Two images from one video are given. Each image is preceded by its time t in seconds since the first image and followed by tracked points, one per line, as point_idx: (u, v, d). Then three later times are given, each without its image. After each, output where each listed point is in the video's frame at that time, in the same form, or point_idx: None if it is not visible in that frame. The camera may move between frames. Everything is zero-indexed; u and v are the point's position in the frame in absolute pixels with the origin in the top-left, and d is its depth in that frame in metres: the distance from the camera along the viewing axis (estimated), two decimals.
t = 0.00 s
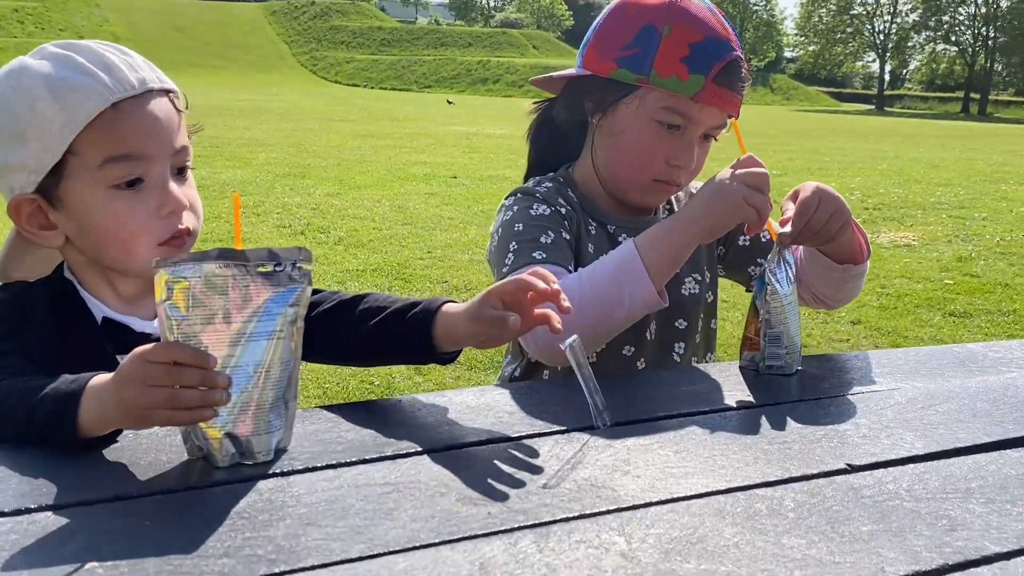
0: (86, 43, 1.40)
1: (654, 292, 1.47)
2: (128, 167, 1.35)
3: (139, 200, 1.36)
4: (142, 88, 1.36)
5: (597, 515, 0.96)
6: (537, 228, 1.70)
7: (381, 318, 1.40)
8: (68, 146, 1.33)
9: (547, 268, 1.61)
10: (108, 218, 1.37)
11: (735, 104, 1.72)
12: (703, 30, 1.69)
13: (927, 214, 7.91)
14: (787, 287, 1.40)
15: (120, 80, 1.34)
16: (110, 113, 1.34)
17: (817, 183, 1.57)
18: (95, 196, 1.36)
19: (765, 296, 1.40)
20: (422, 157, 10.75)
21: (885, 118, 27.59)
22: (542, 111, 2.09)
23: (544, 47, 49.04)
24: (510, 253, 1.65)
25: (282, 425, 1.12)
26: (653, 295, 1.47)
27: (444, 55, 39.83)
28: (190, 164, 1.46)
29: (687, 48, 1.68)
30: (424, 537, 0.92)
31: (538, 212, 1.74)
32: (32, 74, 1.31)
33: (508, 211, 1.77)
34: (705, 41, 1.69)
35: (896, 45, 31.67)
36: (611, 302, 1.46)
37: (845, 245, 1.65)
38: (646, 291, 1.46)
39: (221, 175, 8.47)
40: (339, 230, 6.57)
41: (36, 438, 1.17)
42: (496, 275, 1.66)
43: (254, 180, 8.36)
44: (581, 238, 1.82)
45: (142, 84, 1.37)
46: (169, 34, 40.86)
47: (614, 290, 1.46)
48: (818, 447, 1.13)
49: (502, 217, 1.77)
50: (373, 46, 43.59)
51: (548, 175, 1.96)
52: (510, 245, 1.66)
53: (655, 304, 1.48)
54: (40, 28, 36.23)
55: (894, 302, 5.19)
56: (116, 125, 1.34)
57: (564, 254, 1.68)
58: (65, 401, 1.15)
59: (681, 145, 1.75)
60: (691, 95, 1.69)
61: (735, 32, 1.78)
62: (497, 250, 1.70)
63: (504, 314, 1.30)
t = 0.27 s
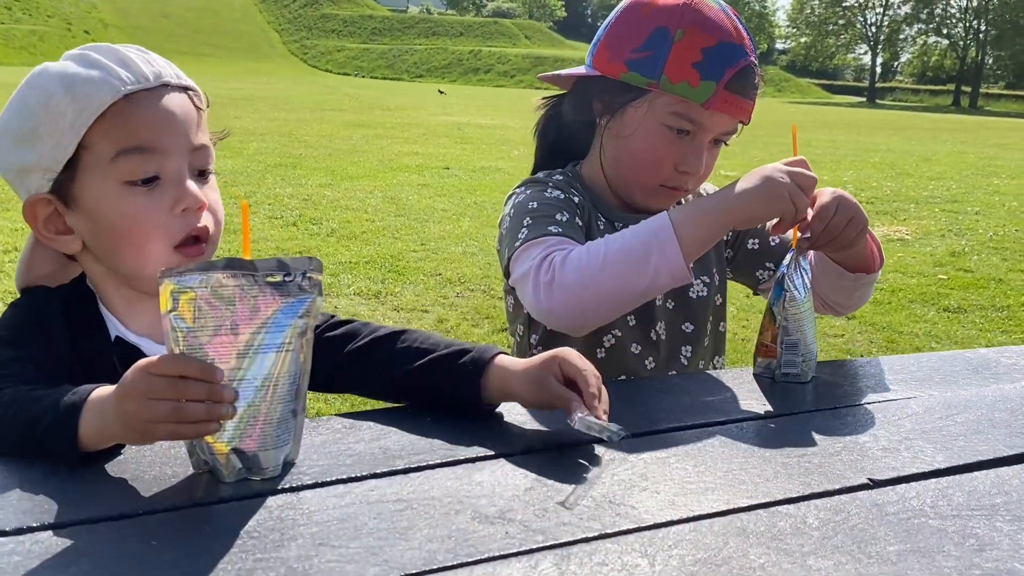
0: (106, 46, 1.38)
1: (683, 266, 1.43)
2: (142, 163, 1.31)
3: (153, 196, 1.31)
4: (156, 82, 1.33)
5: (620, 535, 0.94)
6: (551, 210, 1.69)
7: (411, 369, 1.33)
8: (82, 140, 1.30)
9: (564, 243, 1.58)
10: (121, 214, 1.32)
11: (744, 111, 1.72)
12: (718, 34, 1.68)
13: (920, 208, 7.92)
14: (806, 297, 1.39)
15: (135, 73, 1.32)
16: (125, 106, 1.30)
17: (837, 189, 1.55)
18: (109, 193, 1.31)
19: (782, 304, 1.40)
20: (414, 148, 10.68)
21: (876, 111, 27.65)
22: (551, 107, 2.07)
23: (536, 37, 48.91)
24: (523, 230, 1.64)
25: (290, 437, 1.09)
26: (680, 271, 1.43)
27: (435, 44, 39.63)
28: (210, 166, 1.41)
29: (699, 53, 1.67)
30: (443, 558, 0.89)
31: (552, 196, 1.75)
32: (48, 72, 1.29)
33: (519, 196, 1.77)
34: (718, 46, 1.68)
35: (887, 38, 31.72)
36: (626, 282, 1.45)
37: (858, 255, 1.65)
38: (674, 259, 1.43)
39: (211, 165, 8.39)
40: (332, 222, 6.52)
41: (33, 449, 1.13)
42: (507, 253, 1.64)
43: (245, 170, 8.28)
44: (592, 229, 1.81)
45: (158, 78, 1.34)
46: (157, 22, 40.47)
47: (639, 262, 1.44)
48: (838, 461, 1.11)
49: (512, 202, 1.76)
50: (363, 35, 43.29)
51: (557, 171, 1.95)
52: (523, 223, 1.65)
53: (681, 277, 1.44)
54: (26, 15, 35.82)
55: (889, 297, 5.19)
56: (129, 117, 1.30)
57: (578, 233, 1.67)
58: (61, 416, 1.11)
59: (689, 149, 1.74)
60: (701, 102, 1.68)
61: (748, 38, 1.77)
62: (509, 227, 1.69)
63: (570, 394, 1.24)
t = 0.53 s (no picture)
0: (121, 46, 1.35)
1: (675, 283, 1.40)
2: (153, 165, 1.28)
3: (163, 200, 1.28)
4: (172, 86, 1.31)
5: (621, 546, 0.91)
6: (546, 209, 1.67)
7: (414, 381, 1.30)
8: (92, 138, 1.25)
9: (557, 248, 1.56)
10: (127, 217, 1.28)
11: (745, 104, 1.69)
12: (716, 28, 1.66)
13: (914, 205, 7.92)
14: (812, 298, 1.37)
15: (153, 76, 1.29)
16: (141, 107, 1.28)
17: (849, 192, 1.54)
18: (116, 194, 1.28)
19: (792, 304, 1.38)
20: (407, 141, 10.62)
21: (869, 107, 27.70)
22: (544, 106, 2.04)
23: (530, 31, 48.77)
24: (517, 230, 1.62)
25: (282, 444, 1.05)
26: (673, 287, 1.41)
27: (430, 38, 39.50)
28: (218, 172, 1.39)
29: (698, 47, 1.65)
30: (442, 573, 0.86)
31: (547, 196, 1.73)
32: (62, 69, 1.25)
33: (513, 195, 1.75)
34: (717, 40, 1.65)
35: (881, 34, 31.78)
36: (615, 301, 1.43)
37: (866, 259, 1.64)
38: (666, 275, 1.39)
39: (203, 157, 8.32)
40: (325, 216, 6.47)
41: (17, 455, 1.10)
42: (501, 254, 1.62)
43: (237, 163, 8.22)
44: (587, 229, 1.80)
45: (173, 83, 1.32)
46: (150, 14, 40.25)
47: (631, 276, 1.41)
48: (844, 469, 1.09)
49: (507, 200, 1.75)
50: (357, 28, 43.12)
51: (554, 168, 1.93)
52: (518, 223, 1.64)
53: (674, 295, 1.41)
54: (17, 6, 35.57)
55: (883, 295, 5.18)
56: (146, 119, 1.27)
57: (572, 235, 1.65)
58: (45, 421, 1.09)
59: (689, 145, 1.71)
60: (701, 97, 1.65)
61: (747, 33, 1.75)
62: (502, 229, 1.67)
63: (581, 418, 1.19)
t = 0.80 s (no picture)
0: (139, 48, 1.32)
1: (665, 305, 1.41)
2: (164, 174, 1.24)
3: (172, 209, 1.24)
4: (188, 91, 1.27)
5: (629, 561, 0.89)
6: (540, 218, 1.64)
7: (412, 390, 1.29)
8: (103, 144, 1.23)
9: (550, 262, 1.54)
10: (136, 225, 1.25)
11: (741, 97, 1.68)
12: (710, 20, 1.66)
13: (912, 203, 7.91)
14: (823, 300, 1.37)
15: (167, 79, 1.26)
16: (153, 112, 1.24)
17: (867, 205, 1.65)
18: (125, 201, 1.24)
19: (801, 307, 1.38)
20: (404, 137, 10.58)
21: (867, 104, 27.69)
22: (538, 110, 2.02)
23: (527, 28, 48.66)
24: (510, 243, 1.59)
25: (281, 452, 1.02)
26: (663, 311, 1.41)
27: (427, 34, 39.38)
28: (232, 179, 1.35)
29: (694, 40, 1.64)
30: None
31: (541, 203, 1.69)
32: (77, 72, 1.23)
33: (507, 204, 1.72)
34: (713, 32, 1.65)
35: (879, 31, 31.77)
36: (608, 319, 1.43)
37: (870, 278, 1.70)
38: (657, 299, 1.39)
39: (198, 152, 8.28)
40: (322, 212, 6.43)
41: (11, 462, 1.07)
42: (495, 267, 1.60)
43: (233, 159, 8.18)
44: (583, 235, 1.76)
45: (189, 86, 1.27)
46: (146, 8, 40.09)
47: (622, 299, 1.41)
48: (854, 478, 1.07)
49: (501, 210, 1.72)
50: (354, 24, 42.98)
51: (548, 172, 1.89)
52: (511, 234, 1.61)
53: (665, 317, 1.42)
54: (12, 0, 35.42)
55: (882, 294, 5.16)
56: (160, 124, 1.23)
57: (567, 245, 1.62)
58: (42, 428, 1.06)
59: (687, 141, 1.69)
60: (699, 90, 1.64)
61: (741, 25, 1.75)
62: (496, 240, 1.65)
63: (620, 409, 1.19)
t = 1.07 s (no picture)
0: (136, 46, 1.31)
1: (663, 308, 1.41)
2: (164, 178, 1.23)
3: (171, 214, 1.23)
4: (188, 92, 1.26)
5: (627, 562, 0.88)
6: (536, 221, 1.64)
7: (407, 384, 1.29)
8: (103, 146, 1.22)
9: (546, 267, 1.53)
10: (136, 228, 1.25)
11: (735, 98, 1.67)
12: (703, 20, 1.65)
13: (912, 202, 7.89)
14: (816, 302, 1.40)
15: (167, 81, 1.25)
16: (153, 115, 1.23)
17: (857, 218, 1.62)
18: (125, 204, 1.24)
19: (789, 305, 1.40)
20: (405, 135, 10.57)
21: (867, 104, 27.67)
22: (534, 108, 2.01)
23: (527, 26, 48.62)
24: (507, 246, 1.59)
25: (278, 451, 1.02)
26: (661, 313, 1.41)
27: (427, 31, 39.33)
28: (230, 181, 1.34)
29: (687, 40, 1.63)
30: None
31: (536, 205, 1.68)
32: (75, 72, 1.22)
33: (504, 206, 1.71)
34: (705, 32, 1.64)
35: (879, 31, 31.74)
36: (607, 325, 1.43)
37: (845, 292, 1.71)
38: (654, 304, 1.40)
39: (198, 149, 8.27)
40: (321, 210, 6.42)
41: (7, 462, 1.07)
42: (492, 272, 1.60)
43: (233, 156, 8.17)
44: (580, 236, 1.75)
45: (189, 88, 1.26)
46: (146, 5, 40.07)
47: (621, 302, 1.41)
48: (852, 479, 1.06)
49: (498, 212, 1.71)
50: (355, 21, 42.95)
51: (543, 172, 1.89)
52: (507, 238, 1.60)
53: (663, 319, 1.42)
54: None
55: (882, 293, 5.16)
56: (160, 126, 1.23)
57: (563, 249, 1.62)
58: (38, 426, 1.06)
59: (681, 141, 1.69)
60: (692, 91, 1.63)
61: (735, 23, 1.74)
62: (493, 244, 1.64)
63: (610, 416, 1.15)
